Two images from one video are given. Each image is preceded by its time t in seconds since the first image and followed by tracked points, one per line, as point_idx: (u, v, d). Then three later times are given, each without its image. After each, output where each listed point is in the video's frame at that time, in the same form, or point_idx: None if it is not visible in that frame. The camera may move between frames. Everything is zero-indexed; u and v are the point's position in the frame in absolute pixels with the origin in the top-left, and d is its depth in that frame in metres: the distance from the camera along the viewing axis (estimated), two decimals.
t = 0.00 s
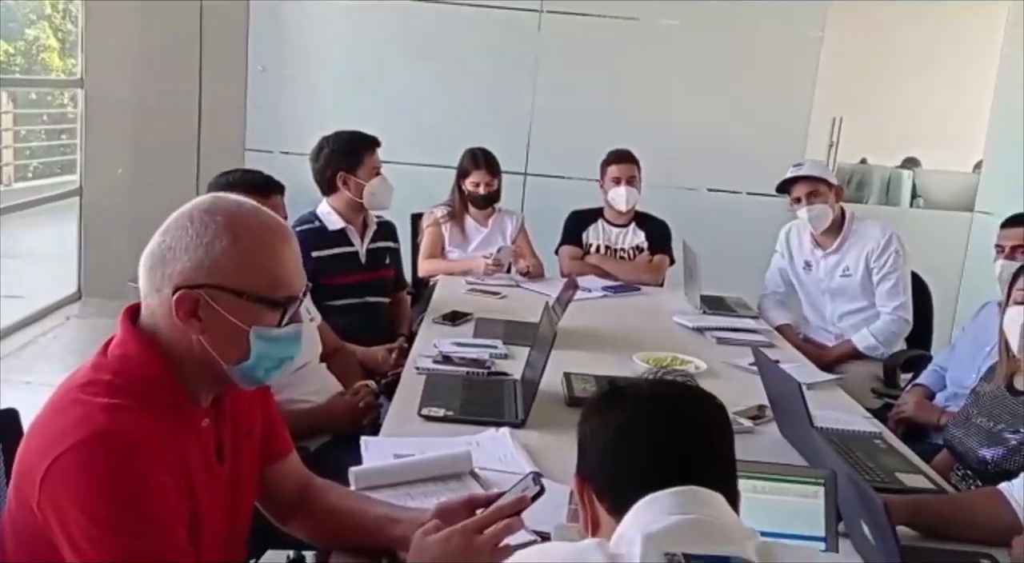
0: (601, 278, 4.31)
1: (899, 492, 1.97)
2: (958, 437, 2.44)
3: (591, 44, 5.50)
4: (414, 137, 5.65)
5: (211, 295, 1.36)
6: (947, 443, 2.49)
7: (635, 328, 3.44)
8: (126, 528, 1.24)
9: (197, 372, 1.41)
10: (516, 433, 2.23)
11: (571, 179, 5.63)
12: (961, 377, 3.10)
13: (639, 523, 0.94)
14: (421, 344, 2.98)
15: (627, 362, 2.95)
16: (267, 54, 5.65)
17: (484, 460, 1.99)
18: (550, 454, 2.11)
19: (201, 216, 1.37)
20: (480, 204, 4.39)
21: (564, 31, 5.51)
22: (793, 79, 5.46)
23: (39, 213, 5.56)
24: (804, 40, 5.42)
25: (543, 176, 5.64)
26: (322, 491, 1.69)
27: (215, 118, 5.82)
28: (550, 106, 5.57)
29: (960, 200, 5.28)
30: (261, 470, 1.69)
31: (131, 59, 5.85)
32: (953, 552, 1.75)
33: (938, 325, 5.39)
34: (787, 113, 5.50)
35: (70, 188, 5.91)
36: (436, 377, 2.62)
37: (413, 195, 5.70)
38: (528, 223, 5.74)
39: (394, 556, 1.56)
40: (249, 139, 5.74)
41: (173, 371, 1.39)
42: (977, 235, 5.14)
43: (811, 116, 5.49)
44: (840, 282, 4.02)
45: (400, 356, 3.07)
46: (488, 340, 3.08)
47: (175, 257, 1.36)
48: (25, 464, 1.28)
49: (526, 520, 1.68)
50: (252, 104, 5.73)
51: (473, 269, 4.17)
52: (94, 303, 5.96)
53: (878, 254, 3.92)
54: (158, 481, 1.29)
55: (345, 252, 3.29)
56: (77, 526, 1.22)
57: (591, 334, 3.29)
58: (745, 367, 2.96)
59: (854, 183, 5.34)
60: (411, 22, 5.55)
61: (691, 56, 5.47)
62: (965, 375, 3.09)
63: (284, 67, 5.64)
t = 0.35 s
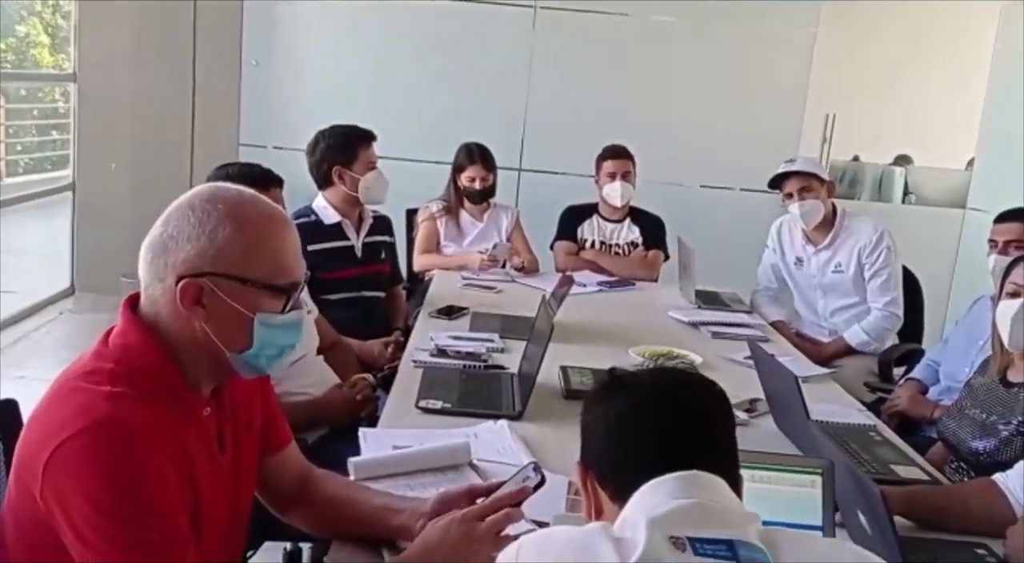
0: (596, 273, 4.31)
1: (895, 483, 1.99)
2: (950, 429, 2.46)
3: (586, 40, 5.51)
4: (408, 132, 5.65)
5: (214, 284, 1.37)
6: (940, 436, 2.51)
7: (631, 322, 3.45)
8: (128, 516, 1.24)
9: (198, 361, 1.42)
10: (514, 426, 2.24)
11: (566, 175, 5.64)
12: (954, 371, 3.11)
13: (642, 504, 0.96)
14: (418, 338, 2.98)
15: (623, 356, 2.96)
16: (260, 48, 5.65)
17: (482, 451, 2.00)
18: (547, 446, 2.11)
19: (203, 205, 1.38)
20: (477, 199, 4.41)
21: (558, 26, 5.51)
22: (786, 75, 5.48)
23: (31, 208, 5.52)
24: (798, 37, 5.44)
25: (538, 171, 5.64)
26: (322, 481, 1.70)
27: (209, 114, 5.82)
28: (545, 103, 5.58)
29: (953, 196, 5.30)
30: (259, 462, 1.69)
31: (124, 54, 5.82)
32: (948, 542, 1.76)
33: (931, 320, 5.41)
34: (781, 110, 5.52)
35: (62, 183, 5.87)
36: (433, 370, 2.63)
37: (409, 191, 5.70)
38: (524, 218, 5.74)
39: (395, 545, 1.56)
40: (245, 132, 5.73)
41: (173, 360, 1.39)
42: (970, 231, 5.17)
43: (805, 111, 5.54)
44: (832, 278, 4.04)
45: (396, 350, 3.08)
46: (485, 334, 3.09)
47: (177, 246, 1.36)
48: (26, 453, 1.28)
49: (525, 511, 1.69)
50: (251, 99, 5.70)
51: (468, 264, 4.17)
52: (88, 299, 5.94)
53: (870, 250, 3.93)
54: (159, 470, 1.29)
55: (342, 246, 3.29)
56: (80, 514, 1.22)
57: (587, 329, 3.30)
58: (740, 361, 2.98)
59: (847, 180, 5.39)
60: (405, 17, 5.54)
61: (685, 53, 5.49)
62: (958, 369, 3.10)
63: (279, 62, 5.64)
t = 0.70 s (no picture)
0: (593, 267, 4.31)
1: (895, 472, 2.00)
2: (949, 419, 2.47)
3: (582, 35, 5.51)
4: (404, 126, 5.64)
5: (215, 271, 1.36)
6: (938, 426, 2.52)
7: (629, 315, 3.45)
8: (136, 498, 1.24)
9: (203, 348, 1.42)
10: (514, 416, 2.24)
11: (562, 170, 5.64)
12: (951, 363, 3.12)
13: (657, 489, 0.95)
14: (417, 330, 2.98)
15: (621, 348, 2.96)
16: (255, 41, 5.66)
17: (483, 440, 2.00)
18: (548, 436, 2.12)
19: (203, 192, 1.37)
20: (473, 192, 4.41)
21: (554, 20, 5.51)
22: (782, 69, 5.49)
23: (26, 203, 5.48)
24: (793, 31, 5.45)
25: (534, 166, 5.64)
26: (325, 470, 1.70)
27: (204, 107, 5.81)
28: (540, 97, 5.58)
29: (947, 191, 5.29)
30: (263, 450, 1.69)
31: (121, 47, 5.78)
32: (948, 531, 1.77)
33: (927, 314, 5.42)
34: (776, 104, 5.53)
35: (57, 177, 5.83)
36: (432, 362, 2.63)
37: (405, 184, 5.70)
38: (520, 213, 5.74)
39: (398, 532, 1.56)
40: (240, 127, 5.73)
41: (179, 346, 1.40)
42: (965, 226, 5.18)
43: (799, 105, 5.50)
44: (820, 271, 4.06)
45: (394, 342, 3.08)
46: (483, 326, 3.09)
47: (177, 233, 1.36)
48: (34, 438, 1.28)
49: (527, 500, 1.70)
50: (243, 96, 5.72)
51: (466, 257, 4.17)
52: (82, 293, 5.90)
53: (856, 244, 3.93)
54: (167, 453, 1.29)
55: (339, 239, 3.29)
56: (88, 497, 1.22)
57: (585, 321, 3.31)
58: (739, 354, 2.98)
59: (841, 175, 5.36)
60: (401, 11, 5.54)
61: (682, 47, 5.49)
62: (955, 361, 3.11)
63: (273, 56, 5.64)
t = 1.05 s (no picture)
0: (573, 254, 4.31)
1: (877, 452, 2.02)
2: (929, 401, 2.50)
3: (561, 22, 5.50)
4: (383, 113, 5.62)
5: (199, 251, 1.35)
6: (919, 408, 2.55)
7: (611, 301, 3.47)
8: (122, 479, 1.23)
9: (188, 329, 1.40)
10: (498, 400, 2.25)
11: (543, 158, 5.63)
12: (929, 347, 3.16)
13: (649, 464, 0.95)
14: (399, 315, 2.97)
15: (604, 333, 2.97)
16: (233, 27, 5.62)
17: (468, 424, 2.00)
18: (533, 419, 2.12)
19: (187, 171, 1.35)
20: (454, 179, 4.39)
21: (533, 8, 5.49)
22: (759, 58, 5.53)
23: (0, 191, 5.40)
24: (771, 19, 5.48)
25: (514, 154, 5.64)
26: (310, 453, 1.69)
27: (180, 93, 5.75)
28: (520, 84, 5.57)
29: (923, 178, 5.34)
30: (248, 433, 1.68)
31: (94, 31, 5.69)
32: (931, 510, 1.79)
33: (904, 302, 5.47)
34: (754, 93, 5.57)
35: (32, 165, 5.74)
36: (415, 347, 2.62)
37: (385, 172, 5.68)
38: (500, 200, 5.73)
39: (385, 514, 1.56)
40: (215, 114, 5.71)
41: (164, 327, 1.38)
42: (941, 214, 5.23)
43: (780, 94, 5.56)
44: (791, 258, 4.08)
45: (376, 328, 3.06)
46: (466, 312, 3.08)
47: (161, 213, 1.35)
48: (17, 419, 1.27)
49: (514, 481, 1.70)
50: (219, 85, 5.70)
51: (447, 244, 4.16)
52: (57, 282, 5.83)
53: (821, 230, 3.95)
54: (153, 433, 1.28)
55: (320, 225, 3.27)
56: (73, 478, 1.21)
57: (567, 307, 3.31)
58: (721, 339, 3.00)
59: (818, 164, 5.38)
60: None
61: (660, 36, 5.52)
62: (933, 346, 3.15)
63: (250, 42, 5.61)
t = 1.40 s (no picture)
0: (559, 246, 4.31)
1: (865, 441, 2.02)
2: (915, 390, 2.51)
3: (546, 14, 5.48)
4: (368, 106, 5.60)
5: (176, 236, 1.33)
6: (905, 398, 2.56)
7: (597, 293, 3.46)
8: (105, 470, 1.21)
9: (168, 318, 1.38)
10: (486, 391, 2.24)
11: (529, 151, 5.62)
12: (915, 337, 3.17)
13: (640, 451, 0.94)
14: (385, 308, 2.96)
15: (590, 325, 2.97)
16: (215, 19, 5.58)
17: (456, 415, 1.99)
18: (521, 410, 2.11)
19: (167, 155, 1.34)
20: (440, 171, 4.37)
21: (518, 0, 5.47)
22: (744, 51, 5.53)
23: None
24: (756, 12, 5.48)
25: (500, 147, 5.63)
26: (296, 445, 1.67)
27: (162, 86, 5.68)
28: (505, 77, 5.55)
29: (906, 173, 5.35)
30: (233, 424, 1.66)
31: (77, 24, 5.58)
32: (919, 498, 1.80)
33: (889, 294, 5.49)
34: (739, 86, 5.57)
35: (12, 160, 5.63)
36: (401, 338, 2.61)
37: (370, 165, 5.65)
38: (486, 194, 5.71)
39: (371, 505, 1.55)
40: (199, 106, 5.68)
41: (145, 316, 1.36)
42: (923, 206, 5.24)
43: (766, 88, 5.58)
44: (780, 250, 4.10)
45: (362, 321, 3.03)
46: (452, 304, 3.07)
47: (140, 198, 1.33)
48: None
49: (503, 471, 1.69)
50: (203, 74, 5.65)
51: (432, 237, 4.15)
52: (38, 278, 5.75)
53: (810, 223, 3.96)
54: (136, 422, 1.26)
55: (304, 218, 3.25)
56: (54, 469, 1.20)
57: (553, 299, 3.31)
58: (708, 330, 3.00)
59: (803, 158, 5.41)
60: None
61: (645, 28, 5.51)
62: (919, 336, 3.16)
63: (232, 34, 5.58)
